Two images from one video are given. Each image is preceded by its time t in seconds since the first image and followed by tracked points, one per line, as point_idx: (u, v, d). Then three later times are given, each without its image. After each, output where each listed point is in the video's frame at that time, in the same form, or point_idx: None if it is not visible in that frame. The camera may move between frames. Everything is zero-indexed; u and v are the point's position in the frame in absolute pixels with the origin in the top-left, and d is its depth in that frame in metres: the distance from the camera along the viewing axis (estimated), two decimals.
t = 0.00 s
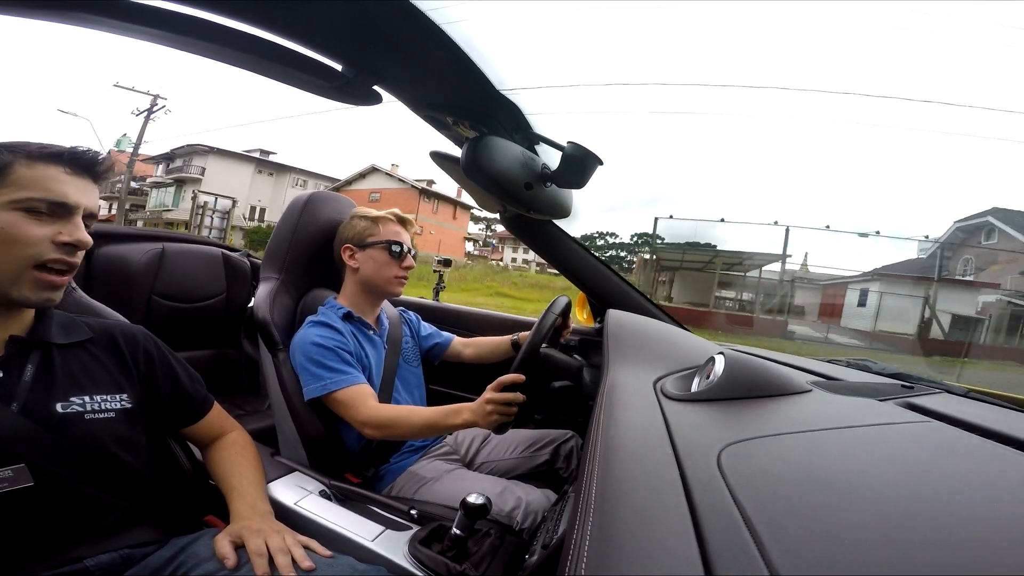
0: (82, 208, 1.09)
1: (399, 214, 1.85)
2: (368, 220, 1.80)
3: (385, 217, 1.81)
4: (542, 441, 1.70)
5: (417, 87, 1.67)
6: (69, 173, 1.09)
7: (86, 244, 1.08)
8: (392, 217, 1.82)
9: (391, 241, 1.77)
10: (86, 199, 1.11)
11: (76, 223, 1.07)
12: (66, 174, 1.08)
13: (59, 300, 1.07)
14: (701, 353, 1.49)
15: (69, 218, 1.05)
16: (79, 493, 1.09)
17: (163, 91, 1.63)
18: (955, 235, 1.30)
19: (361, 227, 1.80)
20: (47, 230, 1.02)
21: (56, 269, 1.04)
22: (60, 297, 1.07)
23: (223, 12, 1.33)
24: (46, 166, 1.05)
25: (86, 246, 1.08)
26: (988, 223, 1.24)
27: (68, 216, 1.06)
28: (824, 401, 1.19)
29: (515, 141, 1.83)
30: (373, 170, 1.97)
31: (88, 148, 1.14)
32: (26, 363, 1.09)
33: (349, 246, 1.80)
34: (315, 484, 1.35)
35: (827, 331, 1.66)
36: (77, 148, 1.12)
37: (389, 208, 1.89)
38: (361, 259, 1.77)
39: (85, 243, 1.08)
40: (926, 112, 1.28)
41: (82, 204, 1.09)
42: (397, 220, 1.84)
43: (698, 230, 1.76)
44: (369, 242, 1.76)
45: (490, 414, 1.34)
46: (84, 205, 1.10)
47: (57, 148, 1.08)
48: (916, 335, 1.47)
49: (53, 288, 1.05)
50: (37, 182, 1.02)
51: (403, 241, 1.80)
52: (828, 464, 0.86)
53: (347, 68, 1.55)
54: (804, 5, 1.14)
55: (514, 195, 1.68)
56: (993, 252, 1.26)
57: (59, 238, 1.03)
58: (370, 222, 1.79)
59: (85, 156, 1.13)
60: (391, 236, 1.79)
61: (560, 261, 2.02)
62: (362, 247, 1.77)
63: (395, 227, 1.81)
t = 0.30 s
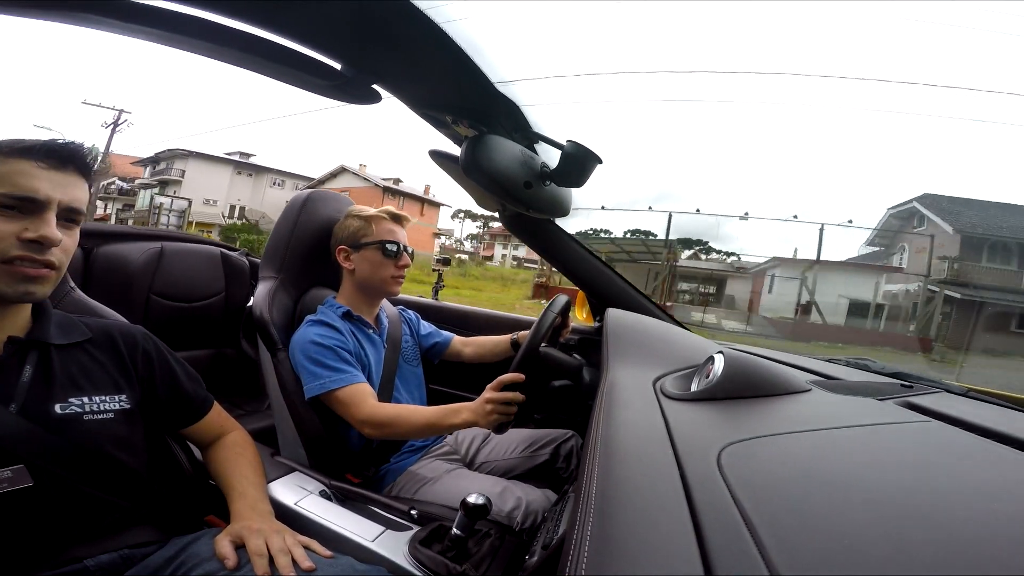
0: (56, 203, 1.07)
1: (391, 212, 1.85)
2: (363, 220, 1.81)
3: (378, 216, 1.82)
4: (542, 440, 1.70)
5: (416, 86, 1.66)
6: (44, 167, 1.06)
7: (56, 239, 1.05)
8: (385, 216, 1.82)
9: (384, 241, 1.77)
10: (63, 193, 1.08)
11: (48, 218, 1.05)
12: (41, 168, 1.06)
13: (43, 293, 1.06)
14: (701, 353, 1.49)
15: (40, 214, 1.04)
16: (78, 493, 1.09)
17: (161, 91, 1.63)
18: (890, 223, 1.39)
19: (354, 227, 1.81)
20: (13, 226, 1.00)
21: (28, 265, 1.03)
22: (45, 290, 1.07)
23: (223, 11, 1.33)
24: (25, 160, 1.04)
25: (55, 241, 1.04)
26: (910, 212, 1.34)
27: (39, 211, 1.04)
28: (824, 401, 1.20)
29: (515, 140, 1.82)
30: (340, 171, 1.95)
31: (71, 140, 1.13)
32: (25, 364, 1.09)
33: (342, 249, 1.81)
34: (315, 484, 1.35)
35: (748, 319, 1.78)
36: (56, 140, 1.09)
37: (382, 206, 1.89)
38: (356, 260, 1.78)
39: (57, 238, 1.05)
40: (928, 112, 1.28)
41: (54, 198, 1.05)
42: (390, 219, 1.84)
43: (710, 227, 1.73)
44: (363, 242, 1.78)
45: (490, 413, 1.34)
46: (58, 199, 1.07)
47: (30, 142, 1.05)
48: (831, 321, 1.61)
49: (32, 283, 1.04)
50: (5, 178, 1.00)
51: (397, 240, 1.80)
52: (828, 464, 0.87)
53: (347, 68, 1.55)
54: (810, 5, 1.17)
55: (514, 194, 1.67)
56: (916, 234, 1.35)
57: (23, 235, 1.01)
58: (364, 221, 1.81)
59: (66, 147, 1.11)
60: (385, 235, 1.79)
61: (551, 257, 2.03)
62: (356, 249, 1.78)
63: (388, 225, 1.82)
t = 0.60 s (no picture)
0: (58, 204, 1.07)
1: (386, 212, 1.85)
2: (358, 222, 1.82)
3: (373, 217, 1.82)
4: (542, 441, 1.70)
5: (417, 86, 1.67)
6: (47, 168, 1.07)
7: (58, 239, 1.05)
8: (380, 216, 1.82)
9: (381, 243, 1.77)
10: (65, 193, 1.08)
11: (50, 218, 1.05)
12: (44, 168, 1.06)
13: (44, 294, 1.06)
14: (701, 354, 1.49)
15: (42, 215, 1.04)
16: (78, 494, 1.09)
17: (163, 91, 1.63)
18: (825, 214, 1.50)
19: (351, 230, 1.82)
20: (15, 226, 1.01)
21: (29, 265, 1.03)
22: (46, 291, 1.07)
23: (225, 12, 1.33)
24: (27, 161, 1.05)
25: (56, 242, 1.05)
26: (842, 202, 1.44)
27: (41, 211, 1.04)
28: (824, 401, 1.20)
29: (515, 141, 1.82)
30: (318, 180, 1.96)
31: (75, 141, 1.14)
32: (25, 365, 1.09)
33: (340, 252, 1.82)
34: (315, 484, 1.35)
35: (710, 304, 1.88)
36: (58, 141, 1.10)
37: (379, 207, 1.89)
38: (353, 263, 1.79)
39: (59, 239, 1.06)
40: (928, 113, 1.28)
41: (56, 198, 1.06)
42: (386, 220, 1.84)
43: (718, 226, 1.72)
44: (359, 245, 1.78)
45: (492, 411, 1.34)
46: (60, 199, 1.07)
47: (33, 142, 1.06)
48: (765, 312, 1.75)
49: (33, 284, 1.04)
50: (7, 178, 1.01)
51: (394, 241, 1.80)
52: (828, 464, 0.87)
53: (348, 69, 1.55)
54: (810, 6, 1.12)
55: (514, 196, 1.68)
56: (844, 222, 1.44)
57: (25, 235, 1.01)
58: (359, 223, 1.81)
59: (70, 148, 1.12)
60: (381, 236, 1.79)
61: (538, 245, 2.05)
62: (353, 251, 1.78)
63: (384, 226, 1.81)
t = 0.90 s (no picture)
0: (58, 206, 1.07)
1: (380, 211, 1.84)
2: (353, 224, 1.82)
3: (367, 218, 1.81)
4: (542, 441, 1.70)
5: (416, 86, 1.66)
6: (47, 169, 1.07)
7: (58, 241, 1.05)
8: (372, 217, 1.82)
9: (375, 244, 1.77)
10: (65, 195, 1.08)
11: (50, 221, 1.05)
12: (43, 170, 1.06)
13: (44, 296, 1.06)
14: (701, 354, 1.49)
15: (43, 218, 1.04)
16: (78, 493, 1.09)
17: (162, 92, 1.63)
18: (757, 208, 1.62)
19: (345, 231, 1.82)
20: (15, 228, 1.01)
21: (29, 268, 1.03)
22: (46, 293, 1.07)
23: (223, 12, 1.33)
24: (27, 162, 1.04)
25: (57, 244, 1.05)
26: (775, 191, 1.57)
27: (41, 213, 1.04)
28: (824, 401, 1.20)
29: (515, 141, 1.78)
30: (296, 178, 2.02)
31: (74, 142, 1.14)
32: (27, 363, 1.09)
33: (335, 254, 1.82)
34: (315, 484, 1.35)
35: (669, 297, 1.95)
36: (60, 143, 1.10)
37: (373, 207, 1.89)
38: (350, 266, 1.79)
39: (59, 241, 1.06)
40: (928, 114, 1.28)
41: (56, 200, 1.06)
42: (380, 219, 1.84)
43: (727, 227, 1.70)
44: (355, 247, 1.78)
45: (491, 413, 1.34)
46: (60, 201, 1.07)
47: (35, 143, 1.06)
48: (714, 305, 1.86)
49: (34, 286, 1.04)
50: (7, 179, 1.01)
51: (389, 242, 1.80)
52: (829, 465, 0.86)
53: (348, 68, 1.55)
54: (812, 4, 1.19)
55: (514, 195, 1.67)
56: (769, 212, 1.60)
57: (25, 237, 1.01)
58: (355, 225, 1.81)
59: (68, 149, 1.12)
60: (375, 237, 1.78)
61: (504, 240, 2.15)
62: (349, 253, 1.79)
63: (378, 226, 1.80)
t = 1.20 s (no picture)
0: (60, 206, 1.07)
1: (378, 211, 1.85)
2: (350, 224, 1.82)
3: (365, 218, 1.82)
4: (543, 441, 1.70)
5: (417, 86, 1.66)
6: (51, 170, 1.07)
7: (59, 242, 1.05)
8: (371, 217, 1.82)
9: (373, 244, 1.77)
10: (68, 196, 1.08)
11: (52, 221, 1.05)
12: (46, 170, 1.06)
13: (44, 297, 1.06)
14: (701, 355, 1.49)
15: (44, 218, 1.04)
16: (79, 492, 1.09)
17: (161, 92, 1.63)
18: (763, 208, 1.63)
19: (342, 232, 1.82)
20: (17, 228, 1.01)
21: (30, 268, 1.03)
22: (47, 294, 1.07)
23: (223, 12, 1.33)
24: (30, 163, 1.04)
25: (58, 244, 1.05)
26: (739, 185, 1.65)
27: (43, 213, 1.04)
28: (825, 402, 1.19)
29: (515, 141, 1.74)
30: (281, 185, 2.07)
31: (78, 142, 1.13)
32: (29, 362, 1.09)
33: (334, 255, 1.83)
34: (315, 485, 1.35)
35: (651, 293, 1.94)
36: (64, 144, 1.09)
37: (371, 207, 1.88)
38: (349, 266, 1.79)
39: (61, 241, 1.06)
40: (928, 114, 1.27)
41: (58, 200, 1.06)
42: (378, 219, 1.84)
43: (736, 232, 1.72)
44: (354, 247, 1.78)
45: (489, 416, 1.34)
46: (62, 202, 1.07)
47: (37, 145, 1.05)
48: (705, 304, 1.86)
49: (34, 288, 1.04)
50: (8, 179, 1.01)
51: (388, 242, 1.80)
52: (829, 466, 0.86)
53: (347, 68, 1.55)
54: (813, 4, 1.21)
55: (515, 196, 1.67)
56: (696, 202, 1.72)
57: (27, 237, 1.01)
58: (351, 225, 1.81)
59: (72, 150, 1.11)
60: (374, 238, 1.78)
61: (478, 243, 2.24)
62: (348, 253, 1.79)
63: (375, 226, 1.81)
